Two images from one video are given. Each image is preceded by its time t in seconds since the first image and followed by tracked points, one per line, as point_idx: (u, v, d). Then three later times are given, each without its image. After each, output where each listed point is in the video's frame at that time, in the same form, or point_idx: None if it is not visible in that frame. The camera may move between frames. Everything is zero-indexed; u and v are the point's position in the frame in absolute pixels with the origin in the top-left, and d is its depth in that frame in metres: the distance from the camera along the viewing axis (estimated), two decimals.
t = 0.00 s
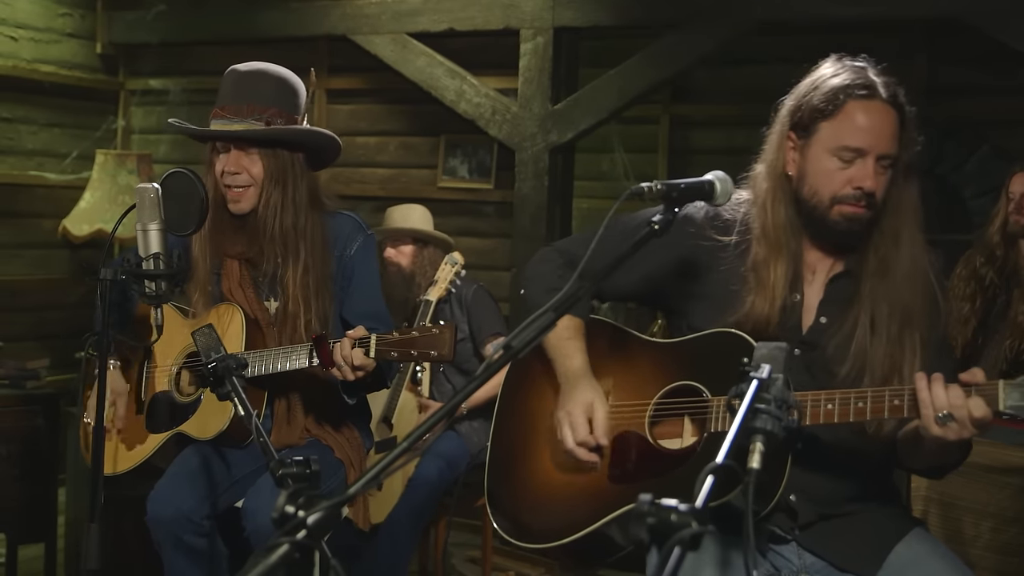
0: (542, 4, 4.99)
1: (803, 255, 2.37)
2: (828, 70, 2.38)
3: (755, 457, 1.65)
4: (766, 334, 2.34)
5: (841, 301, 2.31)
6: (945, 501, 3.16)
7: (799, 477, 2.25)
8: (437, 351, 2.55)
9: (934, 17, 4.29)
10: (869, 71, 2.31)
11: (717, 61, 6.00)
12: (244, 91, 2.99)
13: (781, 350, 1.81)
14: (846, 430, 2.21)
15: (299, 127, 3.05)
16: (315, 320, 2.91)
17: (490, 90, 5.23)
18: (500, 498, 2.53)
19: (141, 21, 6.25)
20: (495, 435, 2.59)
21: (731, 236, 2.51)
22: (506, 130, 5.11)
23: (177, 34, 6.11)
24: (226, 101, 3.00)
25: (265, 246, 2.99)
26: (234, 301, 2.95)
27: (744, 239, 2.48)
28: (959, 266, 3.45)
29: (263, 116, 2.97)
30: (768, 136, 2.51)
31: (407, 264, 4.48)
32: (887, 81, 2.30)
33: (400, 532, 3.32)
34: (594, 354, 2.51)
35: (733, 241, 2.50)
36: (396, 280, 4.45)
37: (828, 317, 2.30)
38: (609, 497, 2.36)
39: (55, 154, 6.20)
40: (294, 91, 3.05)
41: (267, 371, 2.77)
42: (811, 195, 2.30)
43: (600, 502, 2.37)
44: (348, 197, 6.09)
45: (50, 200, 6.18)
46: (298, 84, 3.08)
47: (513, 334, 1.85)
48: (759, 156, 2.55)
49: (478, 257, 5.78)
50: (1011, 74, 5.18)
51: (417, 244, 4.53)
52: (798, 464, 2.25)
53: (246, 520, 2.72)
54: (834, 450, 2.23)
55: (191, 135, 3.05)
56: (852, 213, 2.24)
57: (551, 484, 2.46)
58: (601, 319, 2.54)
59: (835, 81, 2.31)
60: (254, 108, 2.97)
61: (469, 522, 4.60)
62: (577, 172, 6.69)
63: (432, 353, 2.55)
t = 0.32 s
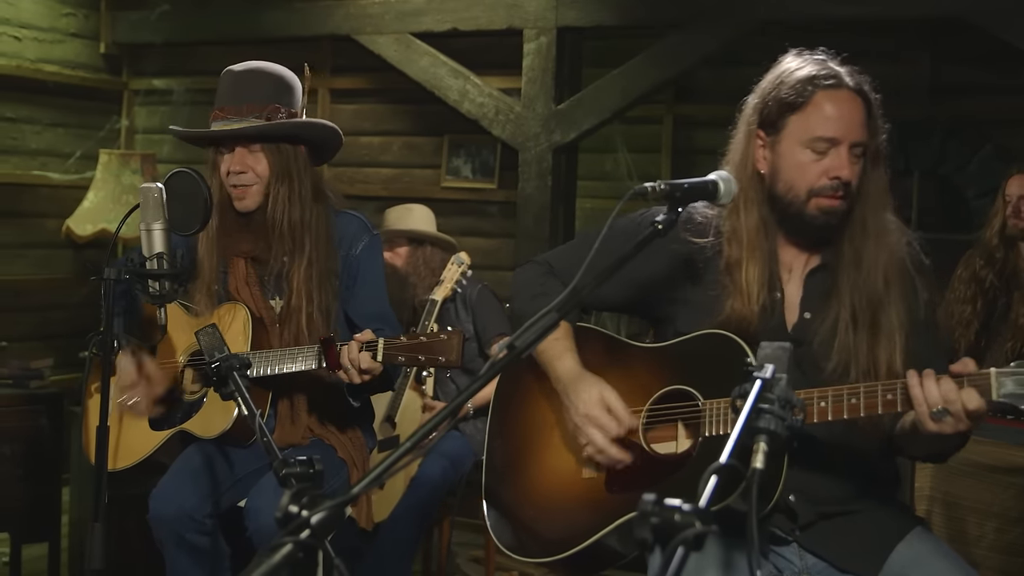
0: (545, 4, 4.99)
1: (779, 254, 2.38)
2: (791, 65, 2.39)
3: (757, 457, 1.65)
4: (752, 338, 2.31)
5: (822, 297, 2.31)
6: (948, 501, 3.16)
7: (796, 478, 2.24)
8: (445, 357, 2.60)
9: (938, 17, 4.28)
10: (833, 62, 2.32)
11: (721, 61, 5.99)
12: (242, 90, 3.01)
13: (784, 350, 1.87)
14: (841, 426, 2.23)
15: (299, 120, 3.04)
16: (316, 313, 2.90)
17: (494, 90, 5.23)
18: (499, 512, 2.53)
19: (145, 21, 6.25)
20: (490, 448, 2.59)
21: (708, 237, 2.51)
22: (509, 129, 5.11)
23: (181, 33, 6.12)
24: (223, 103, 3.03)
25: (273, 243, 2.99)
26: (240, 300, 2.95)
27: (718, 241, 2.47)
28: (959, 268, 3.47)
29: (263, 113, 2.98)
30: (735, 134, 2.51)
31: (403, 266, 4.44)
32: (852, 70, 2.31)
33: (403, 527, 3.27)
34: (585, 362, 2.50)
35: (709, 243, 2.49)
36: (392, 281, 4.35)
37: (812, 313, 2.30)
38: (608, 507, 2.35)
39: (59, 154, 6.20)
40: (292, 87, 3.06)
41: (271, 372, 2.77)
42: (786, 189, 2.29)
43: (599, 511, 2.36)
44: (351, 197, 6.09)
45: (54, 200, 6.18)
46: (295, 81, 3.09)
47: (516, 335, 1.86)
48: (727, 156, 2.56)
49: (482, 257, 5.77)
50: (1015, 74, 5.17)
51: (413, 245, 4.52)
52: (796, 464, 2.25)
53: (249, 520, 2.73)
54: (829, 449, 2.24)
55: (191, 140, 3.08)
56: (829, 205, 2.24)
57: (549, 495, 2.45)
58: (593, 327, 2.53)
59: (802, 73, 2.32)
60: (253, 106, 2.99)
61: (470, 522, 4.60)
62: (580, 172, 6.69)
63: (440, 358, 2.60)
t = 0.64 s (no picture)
0: (556, 4, 4.99)
1: (774, 251, 2.38)
2: (786, 61, 2.39)
3: (770, 457, 1.64)
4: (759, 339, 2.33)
5: (821, 291, 2.31)
6: (961, 501, 3.15)
7: (807, 477, 2.25)
8: (457, 359, 2.58)
9: (950, 16, 4.28)
10: (828, 59, 2.32)
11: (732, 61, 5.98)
12: (254, 89, 3.02)
13: (796, 349, 1.81)
14: (850, 425, 2.23)
15: (308, 121, 3.04)
16: (332, 313, 2.91)
17: (505, 89, 5.23)
18: (508, 512, 2.53)
19: (156, 21, 6.26)
20: (497, 448, 2.60)
21: (706, 237, 2.52)
22: (520, 129, 5.11)
23: (192, 33, 6.13)
24: (237, 101, 3.02)
25: (277, 242, 2.99)
26: (252, 298, 2.96)
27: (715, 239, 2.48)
28: (968, 269, 3.47)
29: (272, 113, 2.98)
30: (730, 131, 2.51)
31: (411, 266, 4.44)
32: (847, 67, 2.31)
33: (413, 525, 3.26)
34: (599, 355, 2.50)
35: (708, 242, 2.49)
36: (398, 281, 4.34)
37: (815, 307, 2.29)
38: (616, 507, 2.35)
39: (71, 154, 6.22)
40: (305, 87, 3.07)
41: (281, 372, 2.77)
42: (782, 185, 2.28)
43: (608, 512, 2.36)
44: (362, 197, 6.10)
45: (65, 200, 6.20)
46: (310, 82, 3.10)
47: (527, 335, 1.86)
48: (721, 153, 2.56)
49: (493, 256, 5.77)
50: None
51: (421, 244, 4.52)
52: (806, 463, 2.25)
53: (260, 519, 2.73)
54: (840, 449, 2.24)
55: (202, 134, 3.07)
56: (825, 201, 2.23)
57: (559, 496, 2.46)
58: (602, 327, 2.52)
59: (798, 69, 2.32)
60: (263, 105, 2.99)
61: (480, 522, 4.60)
62: (591, 171, 6.69)
63: (452, 360, 2.58)
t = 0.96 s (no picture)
0: (573, 3, 4.99)
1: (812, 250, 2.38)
2: (808, 66, 2.38)
3: (788, 457, 1.65)
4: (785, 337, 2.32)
5: (859, 290, 2.30)
6: (980, 502, 3.13)
7: (831, 476, 2.23)
8: (475, 356, 2.63)
9: (968, 15, 4.26)
10: (853, 62, 2.32)
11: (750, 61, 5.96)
12: (286, 90, 3.02)
13: (815, 349, 1.80)
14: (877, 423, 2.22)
15: (339, 125, 3.07)
16: (354, 315, 2.92)
17: (521, 89, 5.23)
18: (527, 503, 2.50)
19: (174, 20, 6.28)
20: (519, 439, 2.56)
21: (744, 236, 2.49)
22: (536, 129, 5.11)
23: (210, 33, 6.15)
24: (268, 99, 3.02)
25: (305, 245, 3.00)
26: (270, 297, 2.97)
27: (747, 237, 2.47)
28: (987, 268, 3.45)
29: (306, 115, 3.00)
30: (760, 133, 2.51)
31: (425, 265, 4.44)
32: (871, 68, 2.30)
33: (430, 531, 3.28)
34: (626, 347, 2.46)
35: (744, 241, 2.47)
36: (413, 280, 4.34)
37: (850, 308, 2.30)
38: (638, 502, 2.36)
39: (89, 154, 6.24)
40: (334, 89, 3.09)
41: (300, 370, 2.77)
42: (808, 192, 2.29)
43: (632, 505, 2.37)
44: (379, 196, 6.10)
45: (83, 199, 6.22)
46: (338, 84, 3.11)
47: (545, 334, 1.86)
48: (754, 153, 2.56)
49: (509, 256, 5.77)
50: None
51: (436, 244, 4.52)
52: (830, 462, 2.24)
53: (278, 516, 2.73)
54: (867, 447, 2.23)
55: (231, 132, 3.07)
56: (850, 207, 2.23)
57: (581, 490, 2.45)
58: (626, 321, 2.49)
59: (821, 73, 2.31)
60: (297, 106, 3.00)
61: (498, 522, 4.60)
62: (608, 171, 6.68)
63: (471, 358, 2.63)
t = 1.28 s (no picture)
0: (610, 2, 4.98)
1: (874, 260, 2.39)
2: (848, 83, 2.40)
3: (828, 458, 1.65)
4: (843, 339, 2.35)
5: (919, 299, 2.32)
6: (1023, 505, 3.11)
7: (881, 477, 2.22)
8: (516, 354, 2.73)
9: (1009, 12, 4.22)
10: (892, 74, 2.33)
11: (788, 59, 5.92)
12: (311, 92, 3.03)
13: (855, 349, 1.79)
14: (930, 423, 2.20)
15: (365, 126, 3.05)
16: (389, 314, 2.94)
17: (559, 89, 5.23)
18: (573, 490, 2.49)
19: (213, 21, 6.31)
20: (569, 428, 2.54)
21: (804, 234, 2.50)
22: (574, 128, 5.10)
23: (248, 33, 6.18)
24: (293, 104, 3.04)
25: (334, 245, 3.01)
26: (309, 297, 2.99)
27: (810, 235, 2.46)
28: None
29: (329, 117, 3.00)
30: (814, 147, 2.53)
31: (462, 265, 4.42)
32: (909, 79, 2.31)
33: (468, 531, 3.22)
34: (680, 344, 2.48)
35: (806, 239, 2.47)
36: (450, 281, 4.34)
37: (912, 316, 2.31)
38: (684, 491, 2.36)
39: (129, 153, 6.29)
40: (363, 90, 3.07)
41: (339, 370, 2.76)
42: (861, 208, 2.33)
43: (675, 494, 2.37)
44: (417, 196, 6.11)
45: (122, 198, 6.27)
46: (368, 85, 3.10)
47: (582, 334, 1.86)
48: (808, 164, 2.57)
49: (547, 256, 5.78)
50: None
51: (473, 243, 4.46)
52: (881, 463, 2.23)
53: (318, 516, 2.74)
54: (917, 448, 2.22)
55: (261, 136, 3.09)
56: (901, 220, 2.26)
57: (628, 477, 2.44)
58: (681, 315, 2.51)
59: (860, 89, 2.34)
60: (319, 109, 3.00)
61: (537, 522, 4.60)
62: (646, 170, 6.65)
63: (512, 356, 2.73)
